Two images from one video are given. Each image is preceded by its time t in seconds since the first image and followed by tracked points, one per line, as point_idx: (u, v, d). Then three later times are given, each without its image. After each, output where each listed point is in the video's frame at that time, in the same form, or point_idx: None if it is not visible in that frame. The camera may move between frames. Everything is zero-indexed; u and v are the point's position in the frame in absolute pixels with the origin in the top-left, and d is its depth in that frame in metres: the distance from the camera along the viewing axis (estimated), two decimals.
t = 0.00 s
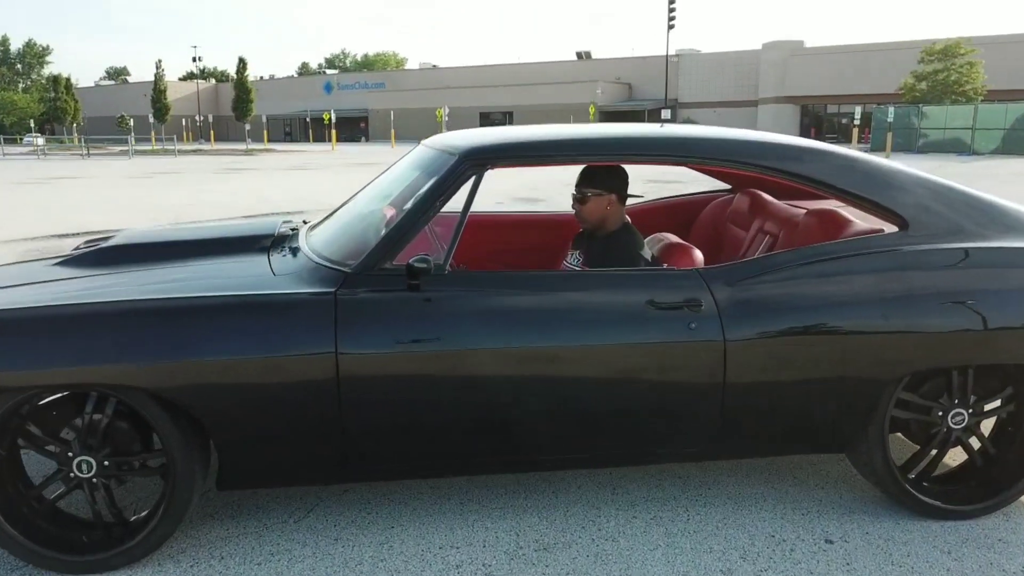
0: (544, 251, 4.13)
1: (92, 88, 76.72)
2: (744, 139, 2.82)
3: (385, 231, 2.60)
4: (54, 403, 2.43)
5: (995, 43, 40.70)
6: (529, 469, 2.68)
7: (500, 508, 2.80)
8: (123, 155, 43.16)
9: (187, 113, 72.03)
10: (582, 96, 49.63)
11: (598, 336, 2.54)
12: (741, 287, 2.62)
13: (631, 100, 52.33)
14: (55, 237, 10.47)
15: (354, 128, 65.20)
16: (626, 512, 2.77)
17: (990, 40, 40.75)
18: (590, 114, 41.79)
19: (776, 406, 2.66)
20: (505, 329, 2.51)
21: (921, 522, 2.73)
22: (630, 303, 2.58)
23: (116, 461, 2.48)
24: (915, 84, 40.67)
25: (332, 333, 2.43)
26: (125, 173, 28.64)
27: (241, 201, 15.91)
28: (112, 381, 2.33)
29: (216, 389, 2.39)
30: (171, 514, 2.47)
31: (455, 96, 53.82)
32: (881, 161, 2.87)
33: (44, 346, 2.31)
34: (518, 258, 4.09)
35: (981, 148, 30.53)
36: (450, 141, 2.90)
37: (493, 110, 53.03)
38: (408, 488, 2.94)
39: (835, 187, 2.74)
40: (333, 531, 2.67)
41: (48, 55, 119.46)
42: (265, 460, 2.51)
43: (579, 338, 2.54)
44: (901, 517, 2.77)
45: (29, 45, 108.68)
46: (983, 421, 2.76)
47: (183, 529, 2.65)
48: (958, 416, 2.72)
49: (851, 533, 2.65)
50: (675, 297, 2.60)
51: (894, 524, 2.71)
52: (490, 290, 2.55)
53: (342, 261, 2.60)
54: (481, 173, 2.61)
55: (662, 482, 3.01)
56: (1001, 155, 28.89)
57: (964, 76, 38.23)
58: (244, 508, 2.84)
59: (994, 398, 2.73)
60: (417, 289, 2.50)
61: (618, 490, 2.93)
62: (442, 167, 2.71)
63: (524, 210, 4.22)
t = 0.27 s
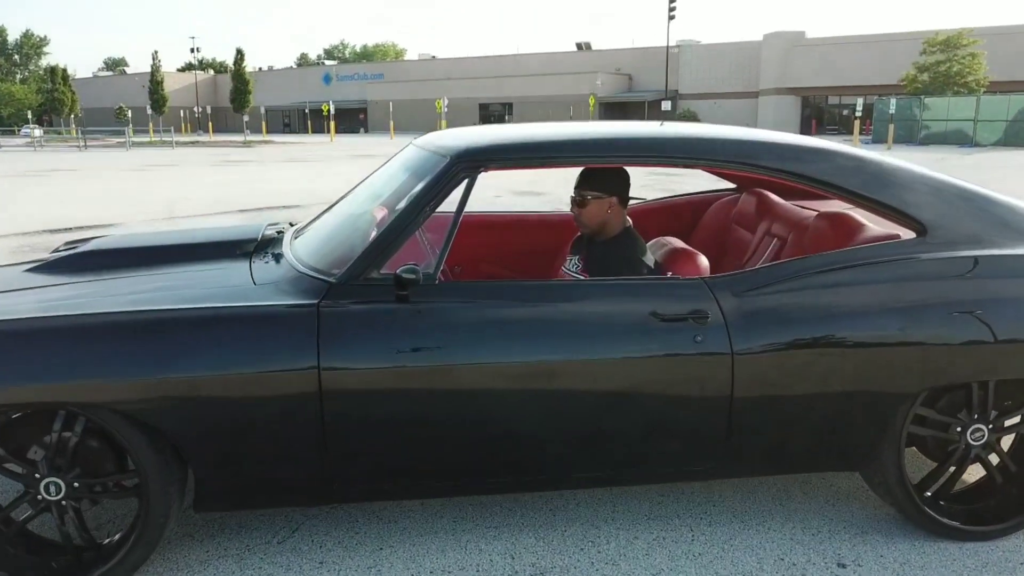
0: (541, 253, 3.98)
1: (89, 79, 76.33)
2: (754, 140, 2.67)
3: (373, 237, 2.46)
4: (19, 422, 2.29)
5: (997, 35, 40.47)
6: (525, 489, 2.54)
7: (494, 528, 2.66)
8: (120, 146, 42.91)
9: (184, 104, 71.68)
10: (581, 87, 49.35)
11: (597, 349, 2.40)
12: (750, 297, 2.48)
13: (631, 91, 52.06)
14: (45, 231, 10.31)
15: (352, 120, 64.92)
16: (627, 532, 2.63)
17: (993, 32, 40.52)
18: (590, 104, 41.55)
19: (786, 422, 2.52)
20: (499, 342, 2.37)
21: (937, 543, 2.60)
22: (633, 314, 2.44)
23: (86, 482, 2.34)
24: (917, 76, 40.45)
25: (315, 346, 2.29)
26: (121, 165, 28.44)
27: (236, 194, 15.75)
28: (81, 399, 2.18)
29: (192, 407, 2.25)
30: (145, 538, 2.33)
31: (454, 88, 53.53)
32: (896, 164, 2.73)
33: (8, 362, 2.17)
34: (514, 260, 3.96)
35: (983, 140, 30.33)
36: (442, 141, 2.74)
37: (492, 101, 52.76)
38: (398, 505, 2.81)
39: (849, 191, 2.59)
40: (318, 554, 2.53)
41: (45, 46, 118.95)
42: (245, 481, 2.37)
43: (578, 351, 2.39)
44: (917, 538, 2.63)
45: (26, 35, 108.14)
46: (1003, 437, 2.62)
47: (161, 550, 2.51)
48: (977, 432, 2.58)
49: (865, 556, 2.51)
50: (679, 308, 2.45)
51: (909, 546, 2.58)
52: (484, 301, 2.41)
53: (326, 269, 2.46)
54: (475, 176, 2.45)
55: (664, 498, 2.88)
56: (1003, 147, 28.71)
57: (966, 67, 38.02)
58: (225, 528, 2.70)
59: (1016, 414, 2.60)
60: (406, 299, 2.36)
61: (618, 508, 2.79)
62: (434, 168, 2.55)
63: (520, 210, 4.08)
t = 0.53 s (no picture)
0: (538, 256, 3.84)
1: (87, 69, 75.79)
2: (765, 142, 2.51)
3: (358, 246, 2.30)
4: None
5: (999, 26, 40.23)
6: (520, 512, 2.40)
7: (487, 552, 2.52)
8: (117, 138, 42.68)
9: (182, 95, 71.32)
10: (581, 79, 49.05)
11: (598, 366, 2.26)
12: (760, 309, 2.34)
13: (631, 82, 51.77)
14: (35, 226, 10.14)
15: (351, 111, 64.61)
16: (628, 557, 2.49)
17: (995, 23, 40.31)
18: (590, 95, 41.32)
19: (797, 441, 2.38)
20: (494, 359, 2.22)
21: (956, 569, 2.46)
22: (634, 328, 2.30)
23: (52, 508, 2.20)
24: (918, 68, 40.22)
25: (296, 363, 2.14)
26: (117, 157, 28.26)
27: (231, 188, 15.58)
28: (44, 421, 2.04)
29: (163, 429, 2.10)
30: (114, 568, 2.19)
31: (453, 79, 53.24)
32: (913, 167, 2.58)
33: None
34: (510, 265, 3.83)
35: (985, 132, 30.12)
36: (432, 143, 2.59)
37: (492, 93, 52.46)
38: (385, 526, 2.67)
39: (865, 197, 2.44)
40: None
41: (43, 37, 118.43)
42: (222, 506, 2.23)
43: (577, 367, 2.25)
44: (934, 562, 2.49)
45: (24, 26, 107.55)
46: None
47: (135, 575, 2.37)
48: (999, 452, 2.44)
49: None
50: (683, 321, 2.31)
51: (926, 572, 2.44)
52: (477, 314, 2.27)
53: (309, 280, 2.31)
54: (466, 181, 2.30)
55: (666, 519, 2.74)
56: (1006, 140, 28.50)
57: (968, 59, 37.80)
58: (204, 552, 2.56)
59: None
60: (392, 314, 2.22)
61: (619, 530, 2.65)
62: (422, 171, 2.40)
63: (517, 210, 3.93)
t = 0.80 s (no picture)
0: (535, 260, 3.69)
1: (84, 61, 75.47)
2: (773, 146, 2.36)
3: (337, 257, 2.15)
4: None
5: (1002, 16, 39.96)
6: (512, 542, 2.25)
7: None
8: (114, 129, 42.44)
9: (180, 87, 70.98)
10: (581, 70, 48.77)
11: (592, 386, 2.11)
12: (765, 325, 2.20)
13: (631, 74, 51.48)
14: (25, 222, 9.98)
15: (350, 103, 64.31)
16: None
17: (997, 14, 40.04)
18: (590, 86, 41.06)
19: (804, 465, 2.23)
20: (481, 380, 2.07)
21: None
22: (634, 346, 2.15)
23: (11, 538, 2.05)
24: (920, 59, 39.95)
25: (276, 382, 2.00)
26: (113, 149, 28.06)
27: (227, 182, 15.41)
28: None
29: (129, 455, 1.96)
30: None
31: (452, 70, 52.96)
32: (929, 173, 2.43)
33: None
34: (504, 268, 3.68)
35: (987, 124, 29.91)
36: (419, 146, 2.44)
37: (491, 84, 52.17)
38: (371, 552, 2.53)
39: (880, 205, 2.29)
40: None
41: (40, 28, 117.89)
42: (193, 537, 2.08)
43: (570, 388, 2.10)
44: None
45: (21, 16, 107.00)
46: None
47: None
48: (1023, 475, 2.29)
49: None
50: (685, 339, 2.17)
51: None
52: (464, 332, 2.12)
53: (286, 295, 2.16)
54: (453, 188, 2.15)
55: (668, 544, 2.59)
56: (1008, 132, 28.27)
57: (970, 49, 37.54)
58: None
59: None
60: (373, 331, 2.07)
61: (619, 557, 2.50)
62: (406, 177, 2.25)
63: (512, 213, 3.78)
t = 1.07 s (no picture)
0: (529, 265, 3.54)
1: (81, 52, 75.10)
2: (781, 149, 2.21)
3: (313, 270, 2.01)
4: None
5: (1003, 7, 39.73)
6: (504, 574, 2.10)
7: None
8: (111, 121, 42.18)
9: (178, 78, 70.61)
10: (580, 61, 48.47)
11: (584, 408, 1.96)
12: (768, 342, 2.06)
13: (631, 65, 51.20)
14: (14, 217, 9.81)
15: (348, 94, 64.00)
16: None
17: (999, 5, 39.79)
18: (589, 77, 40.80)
19: (813, 489, 2.08)
20: (463, 402, 1.92)
21: None
22: (632, 365, 2.00)
23: None
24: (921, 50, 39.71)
25: (257, 403, 1.85)
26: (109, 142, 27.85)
27: (221, 175, 15.24)
28: None
29: (87, 487, 1.80)
30: None
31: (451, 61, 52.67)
32: (947, 178, 2.28)
33: None
34: (497, 271, 3.54)
35: (989, 115, 29.71)
36: (403, 149, 2.29)
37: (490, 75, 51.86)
38: None
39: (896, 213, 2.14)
40: None
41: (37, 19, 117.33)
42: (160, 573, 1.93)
43: (559, 411, 1.95)
44: None
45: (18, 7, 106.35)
46: None
47: None
48: None
49: None
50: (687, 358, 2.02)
51: None
52: (448, 350, 1.98)
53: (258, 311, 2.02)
54: (438, 195, 2.00)
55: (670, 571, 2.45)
56: (1011, 123, 28.09)
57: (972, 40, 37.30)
58: None
59: None
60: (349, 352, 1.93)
61: None
62: (388, 183, 2.10)
63: (506, 216, 3.63)
